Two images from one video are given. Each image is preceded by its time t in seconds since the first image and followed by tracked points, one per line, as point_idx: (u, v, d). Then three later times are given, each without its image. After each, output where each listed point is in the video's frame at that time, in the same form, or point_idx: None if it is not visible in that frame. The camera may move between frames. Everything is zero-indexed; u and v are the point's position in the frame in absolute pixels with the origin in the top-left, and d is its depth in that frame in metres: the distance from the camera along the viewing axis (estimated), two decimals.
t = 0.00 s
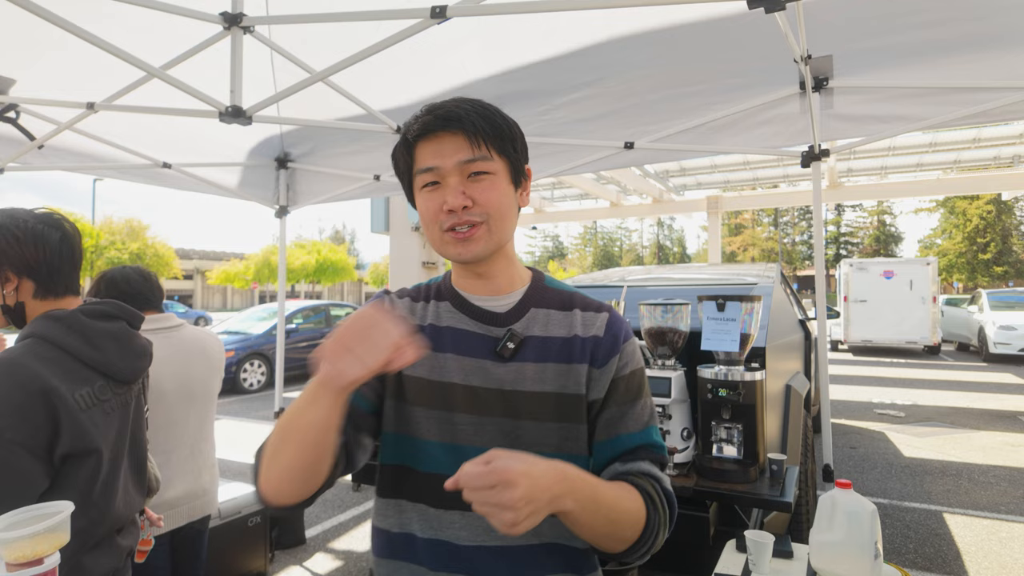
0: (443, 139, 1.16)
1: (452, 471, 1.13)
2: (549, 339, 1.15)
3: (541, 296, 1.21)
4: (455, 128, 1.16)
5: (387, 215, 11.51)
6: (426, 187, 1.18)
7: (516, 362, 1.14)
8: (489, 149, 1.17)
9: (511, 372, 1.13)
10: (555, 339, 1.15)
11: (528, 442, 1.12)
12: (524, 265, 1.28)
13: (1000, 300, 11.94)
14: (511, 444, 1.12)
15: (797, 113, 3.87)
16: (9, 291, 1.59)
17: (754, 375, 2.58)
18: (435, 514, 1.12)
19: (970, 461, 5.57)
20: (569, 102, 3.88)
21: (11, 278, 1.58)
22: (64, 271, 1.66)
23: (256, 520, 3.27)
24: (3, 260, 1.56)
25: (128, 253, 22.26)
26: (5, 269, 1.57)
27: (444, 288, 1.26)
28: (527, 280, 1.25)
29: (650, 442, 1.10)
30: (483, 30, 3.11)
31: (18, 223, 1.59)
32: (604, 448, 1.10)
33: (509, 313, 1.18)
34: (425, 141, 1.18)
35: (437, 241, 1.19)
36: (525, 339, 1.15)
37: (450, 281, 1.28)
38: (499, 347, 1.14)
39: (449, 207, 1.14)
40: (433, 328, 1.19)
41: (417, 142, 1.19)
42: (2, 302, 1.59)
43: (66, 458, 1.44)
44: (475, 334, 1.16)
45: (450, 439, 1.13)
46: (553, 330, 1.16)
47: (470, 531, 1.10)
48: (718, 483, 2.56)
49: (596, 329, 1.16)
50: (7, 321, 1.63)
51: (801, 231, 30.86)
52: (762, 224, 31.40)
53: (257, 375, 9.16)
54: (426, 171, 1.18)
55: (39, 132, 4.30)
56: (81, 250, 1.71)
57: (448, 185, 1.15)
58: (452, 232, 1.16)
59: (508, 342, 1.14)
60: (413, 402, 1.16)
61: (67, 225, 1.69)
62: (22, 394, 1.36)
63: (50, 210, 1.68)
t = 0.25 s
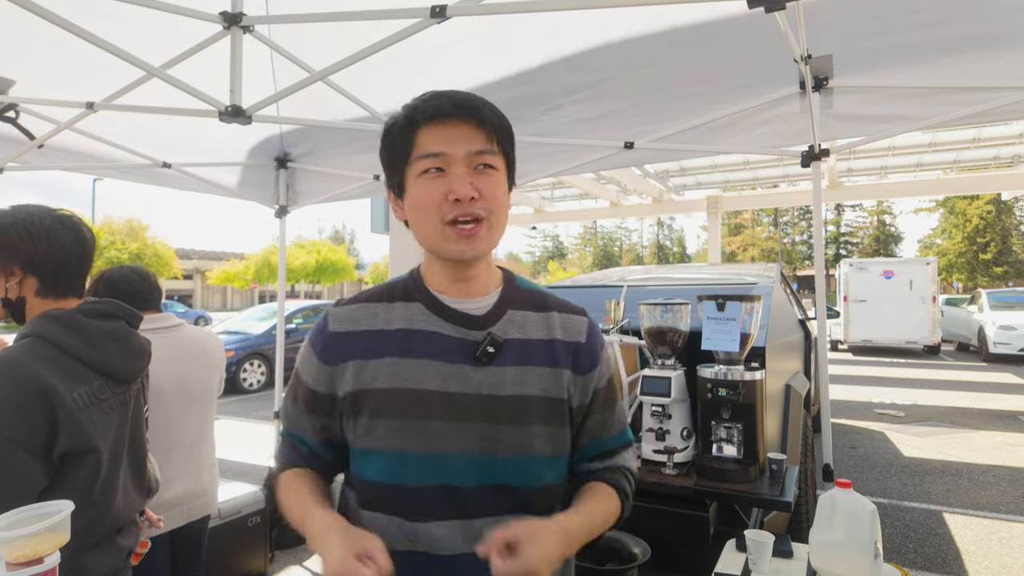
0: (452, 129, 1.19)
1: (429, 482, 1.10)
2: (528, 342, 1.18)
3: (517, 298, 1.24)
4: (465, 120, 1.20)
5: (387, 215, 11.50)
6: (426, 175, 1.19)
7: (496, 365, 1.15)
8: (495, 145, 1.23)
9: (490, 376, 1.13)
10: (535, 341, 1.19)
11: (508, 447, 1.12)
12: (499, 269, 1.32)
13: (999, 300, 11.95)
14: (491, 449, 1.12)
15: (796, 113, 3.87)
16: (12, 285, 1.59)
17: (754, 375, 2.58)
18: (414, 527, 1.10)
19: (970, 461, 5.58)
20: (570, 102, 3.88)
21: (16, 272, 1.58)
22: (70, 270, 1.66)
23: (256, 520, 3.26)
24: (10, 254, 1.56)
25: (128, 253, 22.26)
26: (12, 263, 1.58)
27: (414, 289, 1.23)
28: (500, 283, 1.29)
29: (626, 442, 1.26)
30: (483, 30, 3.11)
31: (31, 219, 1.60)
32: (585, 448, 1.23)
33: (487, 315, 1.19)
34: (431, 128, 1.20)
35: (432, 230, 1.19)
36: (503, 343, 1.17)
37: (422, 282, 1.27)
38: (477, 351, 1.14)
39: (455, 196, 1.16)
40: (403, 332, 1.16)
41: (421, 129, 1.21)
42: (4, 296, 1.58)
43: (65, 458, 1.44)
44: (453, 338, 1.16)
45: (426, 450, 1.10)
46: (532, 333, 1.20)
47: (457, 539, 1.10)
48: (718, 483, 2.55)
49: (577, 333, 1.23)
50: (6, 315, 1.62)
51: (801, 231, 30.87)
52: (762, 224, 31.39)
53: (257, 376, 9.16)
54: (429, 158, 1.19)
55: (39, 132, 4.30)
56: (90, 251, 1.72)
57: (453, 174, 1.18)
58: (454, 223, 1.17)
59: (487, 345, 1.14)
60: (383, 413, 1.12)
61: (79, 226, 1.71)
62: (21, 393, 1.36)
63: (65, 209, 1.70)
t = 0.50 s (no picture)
0: (453, 125, 1.22)
1: (429, 486, 1.11)
2: (515, 338, 1.22)
3: (501, 295, 1.29)
4: (465, 118, 1.24)
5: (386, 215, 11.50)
6: (425, 167, 1.20)
7: (486, 363, 1.17)
8: (489, 146, 1.28)
9: (482, 374, 1.16)
10: (522, 337, 1.23)
11: (502, 444, 1.15)
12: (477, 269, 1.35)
13: (999, 300, 11.95)
14: (486, 447, 1.14)
15: (796, 113, 3.88)
16: (21, 279, 1.59)
17: (754, 375, 2.58)
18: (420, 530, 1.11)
19: (969, 461, 5.58)
20: (570, 102, 3.88)
21: (27, 268, 1.59)
22: (80, 275, 1.67)
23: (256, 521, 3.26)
24: (25, 250, 1.58)
25: (127, 253, 22.25)
26: (23, 258, 1.58)
27: (399, 293, 1.22)
28: (479, 281, 1.32)
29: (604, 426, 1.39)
30: (483, 30, 3.11)
31: (55, 220, 1.63)
32: (570, 434, 1.33)
33: (472, 315, 1.21)
34: (432, 123, 1.22)
35: (429, 223, 1.19)
36: (491, 341, 1.20)
37: (404, 284, 1.26)
38: (469, 350, 1.16)
39: (456, 189, 1.18)
40: (387, 339, 1.15)
41: (422, 123, 1.22)
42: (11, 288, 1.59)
43: (64, 458, 1.44)
44: (442, 340, 1.16)
45: (423, 453, 1.11)
46: (518, 328, 1.24)
47: (459, 538, 1.13)
48: (718, 483, 2.55)
49: (561, 325, 1.31)
50: (9, 306, 1.62)
51: (801, 231, 30.88)
52: (762, 224, 31.37)
53: (257, 376, 9.16)
54: (429, 151, 1.20)
55: (38, 132, 4.30)
56: (104, 260, 1.73)
57: (452, 168, 1.20)
58: (453, 215, 1.19)
59: (477, 343, 1.16)
60: (378, 421, 1.10)
61: (97, 230, 1.73)
62: (20, 393, 1.36)
63: (92, 217, 1.74)
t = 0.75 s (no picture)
0: (461, 124, 1.24)
1: (429, 478, 1.12)
2: (511, 330, 1.25)
3: (494, 290, 1.30)
4: (472, 118, 1.26)
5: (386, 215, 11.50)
6: (432, 163, 1.21)
7: (483, 355, 1.19)
8: (490, 147, 1.30)
9: (481, 366, 1.18)
10: (518, 329, 1.26)
11: (501, 435, 1.17)
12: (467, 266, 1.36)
13: (999, 300, 11.96)
14: (485, 439, 1.16)
15: (795, 113, 3.88)
16: (23, 279, 1.60)
17: (753, 375, 2.58)
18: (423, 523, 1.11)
19: (969, 461, 5.58)
20: (570, 103, 3.89)
21: (31, 268, 1.60)
22: (83, 279, 1.67)
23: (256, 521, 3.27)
24: (30, 250, 1.58)
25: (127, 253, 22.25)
26: (27, 258, 1.59)
27: (394, 289, 1.22)
28: (470, 277, 1.33)
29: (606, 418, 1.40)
30: (482, 30, 3.11)
31: (65, 223, 1.64)
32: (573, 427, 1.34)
33: (469, 308, 1.22)
34: (439, 120, 1.24)
35: (434, 217, 1.19)
36: (488, 333, 1.22)
37: (399, 281, 1.26)
38: (467, 342, 1.17)
39: (463, 186, 1.20)
40: (388, 334, 1.15)
41: (430, 120, 1.24)
42: (14, 287, 1.60)
43: (63, 458, 1.44)
44: (439, 333, 1.18)
45: (423, 446, 1.11)
46: (514, 321, 1.27)
47: (462, 531, 1.13)
48: (718, 483, 2.55)
49: (556, 317, 1.34)
50: (11, 305, 1.63)
51: (801, 231, 30.88)
52: (762, 224, 31.36)
53: (256, 376, 9.16)
54: (437, 147, 1.21)
55: (38, 133, 4.30)
56: (109, 266, 1.74)
57: (459, 166, 1.22)
58: (459, 212, 1.20)
59: (475, 336, 1.18)
60: (379, 415, 1.11)
61: (103, 234, 1.73)
62: (20, 393, 1.36)
63: (103, 221, 1.74)
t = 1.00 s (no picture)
0: (457, 124, 1.25)
1: (430, 480, 1.12)
2: (510, 329, 1.25)
3: (491, 290, 1.31)
4: (468, 119, 1.27)
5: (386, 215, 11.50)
6: (430, 163, 1.21)
7: (483, 355, 1.19)
8: (486, 147, 1.31)
9: (481, 366, 1.18)
10: (517, 329, 1.26)
11: (502, 436, 1.17)
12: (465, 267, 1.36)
13: (998, 300, 11.96)
14: (486, 438, 1.16)
15: (795, 113, 3.88)
16: (25, 279, 1.60)
17: (753, 375, 2.59)
18: (423, 524, 1.11)
19: (968, 461, 5.58)
20: (570, 103, 3.89)
21: (32, 269, 1.60)
22: (84, 281, 1.67)
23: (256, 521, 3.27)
24: (32, 251, 1.58)
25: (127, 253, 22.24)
26: (28, 258, 1.59)
27: (392, 293, 1.22)
28: (469, 277, 1.33)
29: (606, 412, 1.42)
30: (482, 30, 3.11)
31: (66, 223, 1.64)
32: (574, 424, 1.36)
33: (467, 308, 1.23)
34: (436, 121, 1.24)
35: (433, 216, 1.19)
36: (487, 332, 1.22)
37: (395, 283, 1.26)
38: (466, 343, 1.18)
39: (461, 185, 1.20)
40: (386, 337, 1.15)
41: (425, 120, 1.24)
42: (15, 287, 1.60)
43: (64, 458, 1.44)
44: (438, 335, 1.18)
45: (424, 448, 1.11)
46: (512, 321, 1.27)
47: (464, 531, 1.13)
48: (717, 483, 2.55)
49: (555, 315, 1.35)
50: (13, 304, 1.64)
51: (800, 231, 30.89)
52: (762, 224, 31.36)
53: (256, 376, 9.16)
54: (434, 147, 1.22)
55: (37, 133, 4.30)
56: (110, 267, 1.74)
57: (456, 166, 1.23)
58: (457, 211, 1.20)
59: (475, 336, 1.18)
60: (379, 418, 1.11)
61: (105, 235, 1.73)
62: (20, 393, 1.36)
63: (104, 221, 1.74)
